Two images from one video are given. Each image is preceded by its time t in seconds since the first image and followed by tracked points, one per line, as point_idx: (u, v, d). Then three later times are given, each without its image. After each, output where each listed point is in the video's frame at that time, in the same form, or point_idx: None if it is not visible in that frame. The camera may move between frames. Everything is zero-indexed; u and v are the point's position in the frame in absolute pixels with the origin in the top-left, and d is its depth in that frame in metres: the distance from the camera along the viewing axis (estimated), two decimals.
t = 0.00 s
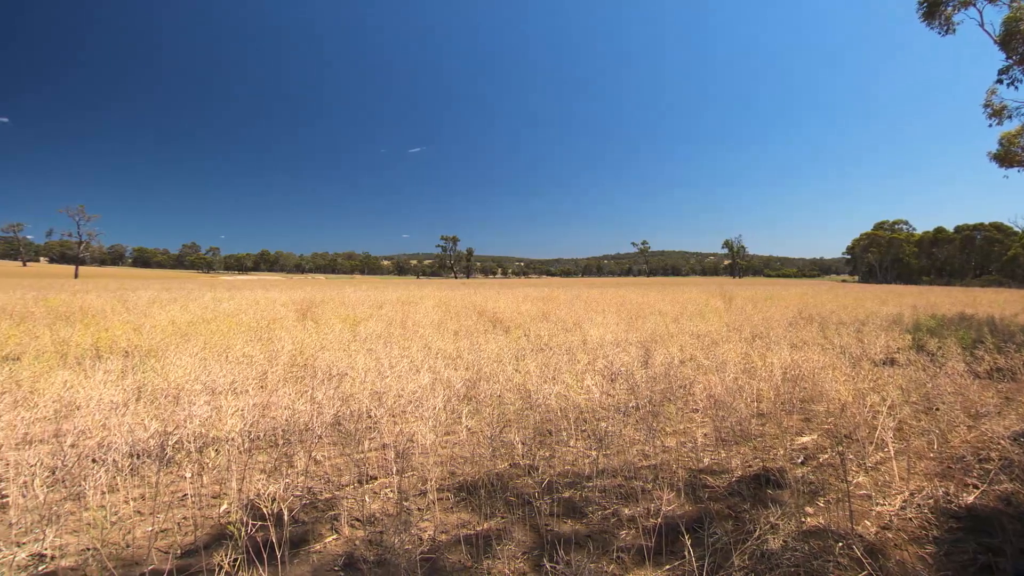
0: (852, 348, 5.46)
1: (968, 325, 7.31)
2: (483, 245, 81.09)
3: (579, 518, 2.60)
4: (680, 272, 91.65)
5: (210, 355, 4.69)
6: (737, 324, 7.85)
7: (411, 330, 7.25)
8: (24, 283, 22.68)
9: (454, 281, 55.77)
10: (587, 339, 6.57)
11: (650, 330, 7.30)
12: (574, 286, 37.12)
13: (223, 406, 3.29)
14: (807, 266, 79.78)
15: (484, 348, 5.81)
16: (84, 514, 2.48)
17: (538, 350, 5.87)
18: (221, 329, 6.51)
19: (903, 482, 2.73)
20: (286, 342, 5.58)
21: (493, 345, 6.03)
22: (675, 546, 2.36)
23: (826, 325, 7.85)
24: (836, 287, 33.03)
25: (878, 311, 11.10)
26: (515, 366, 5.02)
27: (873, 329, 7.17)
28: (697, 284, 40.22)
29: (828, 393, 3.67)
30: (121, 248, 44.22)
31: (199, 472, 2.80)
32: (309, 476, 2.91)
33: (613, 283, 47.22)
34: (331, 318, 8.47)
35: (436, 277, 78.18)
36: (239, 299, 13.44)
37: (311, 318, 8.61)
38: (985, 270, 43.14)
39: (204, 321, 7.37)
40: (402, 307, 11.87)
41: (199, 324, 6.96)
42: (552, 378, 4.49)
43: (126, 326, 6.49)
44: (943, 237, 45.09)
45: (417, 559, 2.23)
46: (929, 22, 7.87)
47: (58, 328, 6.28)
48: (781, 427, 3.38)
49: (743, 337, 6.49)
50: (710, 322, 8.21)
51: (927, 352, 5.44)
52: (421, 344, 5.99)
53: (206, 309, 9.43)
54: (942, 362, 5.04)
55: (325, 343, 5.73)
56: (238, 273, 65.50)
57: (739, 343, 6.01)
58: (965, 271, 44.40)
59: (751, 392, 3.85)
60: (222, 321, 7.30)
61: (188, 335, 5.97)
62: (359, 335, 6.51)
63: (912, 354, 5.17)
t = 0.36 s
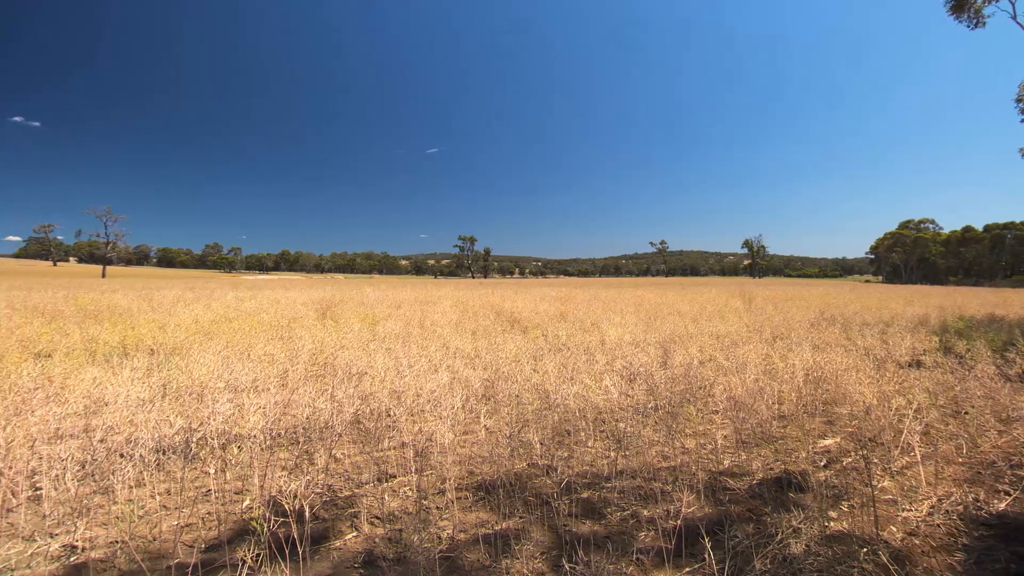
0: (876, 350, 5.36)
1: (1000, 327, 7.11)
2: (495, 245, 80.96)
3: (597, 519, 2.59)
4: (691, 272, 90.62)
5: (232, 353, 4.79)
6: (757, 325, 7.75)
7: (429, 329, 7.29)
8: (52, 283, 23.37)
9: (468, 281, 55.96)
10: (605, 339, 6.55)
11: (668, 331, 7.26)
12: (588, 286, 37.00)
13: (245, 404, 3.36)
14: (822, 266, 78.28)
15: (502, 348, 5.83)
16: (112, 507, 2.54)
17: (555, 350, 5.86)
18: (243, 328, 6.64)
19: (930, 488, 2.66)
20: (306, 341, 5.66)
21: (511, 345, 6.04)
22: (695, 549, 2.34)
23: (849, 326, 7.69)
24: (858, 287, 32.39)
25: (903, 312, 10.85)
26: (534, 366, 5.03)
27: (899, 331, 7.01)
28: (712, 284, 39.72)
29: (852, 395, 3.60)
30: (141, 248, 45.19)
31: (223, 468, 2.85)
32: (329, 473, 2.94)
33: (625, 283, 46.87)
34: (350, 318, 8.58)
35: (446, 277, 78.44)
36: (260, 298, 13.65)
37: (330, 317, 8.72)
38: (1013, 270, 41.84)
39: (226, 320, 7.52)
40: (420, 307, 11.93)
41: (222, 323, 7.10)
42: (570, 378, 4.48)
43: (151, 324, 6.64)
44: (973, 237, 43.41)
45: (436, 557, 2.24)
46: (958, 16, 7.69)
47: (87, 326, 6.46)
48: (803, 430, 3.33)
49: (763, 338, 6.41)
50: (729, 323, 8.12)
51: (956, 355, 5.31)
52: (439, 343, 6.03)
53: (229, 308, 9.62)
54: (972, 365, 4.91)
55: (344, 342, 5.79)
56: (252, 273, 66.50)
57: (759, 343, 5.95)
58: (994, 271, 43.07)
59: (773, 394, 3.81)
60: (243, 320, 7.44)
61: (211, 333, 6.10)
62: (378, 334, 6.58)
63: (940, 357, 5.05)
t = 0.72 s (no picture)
0: (904, 352, 5.25)
1: None
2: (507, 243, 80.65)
3: (617, 520, 2.57)
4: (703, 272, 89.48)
5: (255, 352, 4.89)
6: (779, 326, 7.65)
7: (448, 329, 7.32)
8: (79, 283, 24.05)
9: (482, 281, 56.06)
10: (624, 339, 6.54)
11: (688, 331, 7.21)
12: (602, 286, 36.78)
13: (268, 402, 3.45)
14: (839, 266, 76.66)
15: (521, 348, 5.85)
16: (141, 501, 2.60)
17: (574, 350, 5.86)
18: (266, 326, 6.76)
19: (960, 494, 2.59)
20: (327, 340, 5.73)
21: (530, 345, 6.03)
22: (716, 552, 2.31)
23: (874, 328, 7.52)
24: (882, 288, 31.65)
25: (932, 314, 10.57)
26: (553, 366, 5.04)
27: (928, 333, 6.84)
28: (728, 284, 39.12)
29: (878, 398, 3.53)
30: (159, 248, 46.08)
31: (247, 464, 2.91)
32: (350, 471, 2.97)
33: (638, 283, 46.49)
34: (370, 317, 8.68)
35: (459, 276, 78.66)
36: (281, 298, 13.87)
37: (350, 317, 8.84)
38: None
39: (249, 318, 7.67)
40: (439, 306, 11.97)
41: (245, 321, 7.25)
42: (589, 378, 4.47)
43: (177, 323, 6.80)
44: (1002, 236, 41.84)
45: (456, 556, 2.25)
46: (991, 9, 7.49)
47: (116, 324, 6.65)
48: (827, 433, 3.28)
49: (785, 339, 6.32)
50: (750, 324, 8.03)
51: (988, 358, 5.16)
52: (458, 343, 6.07)
53: (251, 307, 9.81)
54: (1005, 368, 4.76)
55: (364, 341, 5.86)
56: (267, 272, 67.52)
57: (781, 344, 5.87)
58: None
59: (796, 396, 3.75)
60: (266, 319, 7.59)
61: (235, 332, 6.23)
62: (398, 334, 6.65)
63: (971, 360, 4.92)
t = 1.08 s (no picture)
0: (934, 354, 5.12)
1: None
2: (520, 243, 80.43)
3: (638, 522, 2.56)
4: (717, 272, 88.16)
5: (279, 351, 5.00)
6: (804, 327, 7.51)
7: (468, 328, 7.35)
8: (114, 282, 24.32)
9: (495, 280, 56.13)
10: (644, 339, 6.52)
11: (709, 332, 7.15)
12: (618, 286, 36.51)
13: (291, 400, 3.55)
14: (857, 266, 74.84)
15: (541, 348, 5.87)
16: (170, 495, 2.66)
17: (594, 350, 5.85)
18: (289, 325, 6.89)
19: (994, 501, 2.50)
20: (349, 339, 5.81)
21: (550, 345, 6.03)
22: (739, 556, 2.28)
23: (903, 330, 7.31)
24: (909, 288, 30.81)
25: (964, 315, 10.25)
26: (573, 366, 5.04)
27: (961, 335, 6.64)
28: (746, 284, 38.46)
29: (906, 401, 3.45)
30: (178, 247, 47.04)
31: (271, 461, 2.97)
32: (372, 469, 3.00)
33: (653, 282, 46.05)
34: (390, 316, 8.78)
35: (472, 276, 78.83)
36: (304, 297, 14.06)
37: (371, 316, 8.94)
38: None
39: (273, 317, 7.83)
40: (457, 306, 11.99)
41: (269, 320, 7.40)
42: (610, 379, 4.46)
43: (202, 321, 6.96)
44: None
45: (476, 555, 2.25)
46: None
47: (145, 322, 6.85)
48: (853, 437, 3.21)
49: (810, 340, 6.22)
50: (773, 324, 7.91)
51: None
52: (478, 342, 6.11)
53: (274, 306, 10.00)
54: None
55: (385, 340, 5.92)
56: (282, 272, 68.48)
57: (805, 346, 5.78)
58: None
59: (821, 398, 3.70)
60: (289, 318, 7.73)
61: (259, 330, 6.37)
62: (419, 333, 6.72)
63: (1007, 363, 4.76)
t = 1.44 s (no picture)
0: (966, 357, 4.98)
1: None
2: (532, 242, 80.42)
3: (659, 524, 2.53)
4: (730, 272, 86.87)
5: (302, 351, 5.10)
6: (829, 328, 7.37)
7: (488, 328, 7.37)
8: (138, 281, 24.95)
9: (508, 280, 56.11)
10: (664, 339, 6.50)
11: (730, 332, 7.08)
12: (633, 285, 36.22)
13: (314, 398, 3.65)
14: (875, 266, 73.06)
15: (560, 348, 5.88)
16: (197, 490, 2.71)
17: (614, 350, 5.85)
18: (312, 324, 7.02)
19: None
20: (370, 338, 5.89)
21: (570, 345, 6.03)
22: (763, 560, 2.24)
23: (932, 332, 7.10)
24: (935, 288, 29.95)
25: (998, 317, 9.91)
26: (593, 366, 5.05)
27: (997, 338, 6.41)
28: (763, 284, 37.86)
29: (937, 405, 3.36)
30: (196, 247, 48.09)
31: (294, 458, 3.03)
32: (394, 467, 3.03)
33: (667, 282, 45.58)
34: (410, 315, 8.89)
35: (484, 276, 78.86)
36: (324, 296, 14.24)
37: (391, 315, 9.06)
38: None
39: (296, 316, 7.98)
40: (475, 306, 11.98)
41: (292, 319, 7.55)
42: (631, 380, 4.45)
43: (227, 320, 7.11)
44: None
45: (497, 554, 2.25)
46: None
47: (172, 320, 7.05)
48: (880, 440, 3.14)
49: (835, 342, 6.10)
50: (797, 325, 7.77)
51: None
52: (498, 342, 6.15)
53: (296, 306, 10.18)
54: None
55: (405, 340, 5.99)
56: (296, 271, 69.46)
57: (830, 347, 5.69)
58: None
59: (846, 401, 3.63)
60: (311, 317, 7.87)
61: (282, 329, 6.50)
62: (438, 332, 6.79)
63: None
